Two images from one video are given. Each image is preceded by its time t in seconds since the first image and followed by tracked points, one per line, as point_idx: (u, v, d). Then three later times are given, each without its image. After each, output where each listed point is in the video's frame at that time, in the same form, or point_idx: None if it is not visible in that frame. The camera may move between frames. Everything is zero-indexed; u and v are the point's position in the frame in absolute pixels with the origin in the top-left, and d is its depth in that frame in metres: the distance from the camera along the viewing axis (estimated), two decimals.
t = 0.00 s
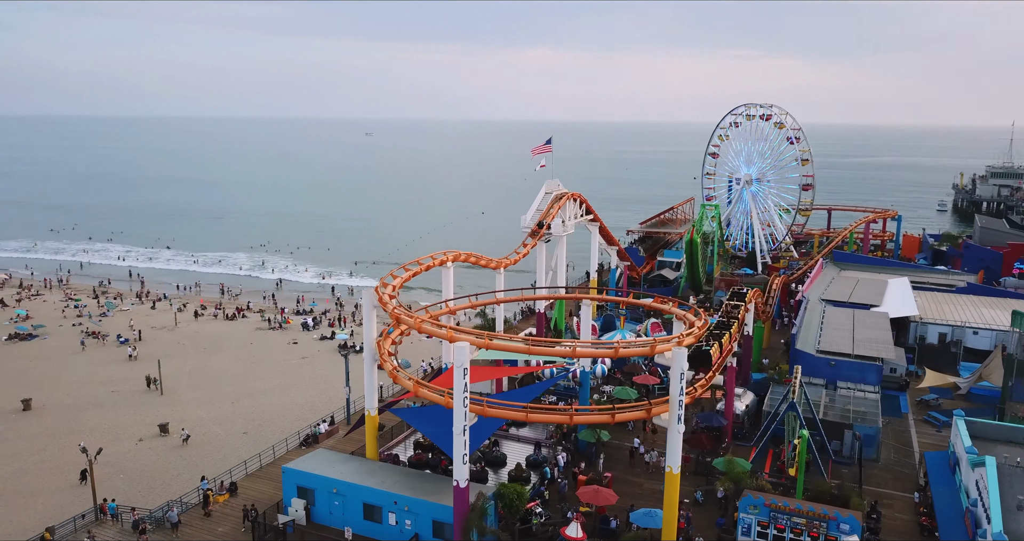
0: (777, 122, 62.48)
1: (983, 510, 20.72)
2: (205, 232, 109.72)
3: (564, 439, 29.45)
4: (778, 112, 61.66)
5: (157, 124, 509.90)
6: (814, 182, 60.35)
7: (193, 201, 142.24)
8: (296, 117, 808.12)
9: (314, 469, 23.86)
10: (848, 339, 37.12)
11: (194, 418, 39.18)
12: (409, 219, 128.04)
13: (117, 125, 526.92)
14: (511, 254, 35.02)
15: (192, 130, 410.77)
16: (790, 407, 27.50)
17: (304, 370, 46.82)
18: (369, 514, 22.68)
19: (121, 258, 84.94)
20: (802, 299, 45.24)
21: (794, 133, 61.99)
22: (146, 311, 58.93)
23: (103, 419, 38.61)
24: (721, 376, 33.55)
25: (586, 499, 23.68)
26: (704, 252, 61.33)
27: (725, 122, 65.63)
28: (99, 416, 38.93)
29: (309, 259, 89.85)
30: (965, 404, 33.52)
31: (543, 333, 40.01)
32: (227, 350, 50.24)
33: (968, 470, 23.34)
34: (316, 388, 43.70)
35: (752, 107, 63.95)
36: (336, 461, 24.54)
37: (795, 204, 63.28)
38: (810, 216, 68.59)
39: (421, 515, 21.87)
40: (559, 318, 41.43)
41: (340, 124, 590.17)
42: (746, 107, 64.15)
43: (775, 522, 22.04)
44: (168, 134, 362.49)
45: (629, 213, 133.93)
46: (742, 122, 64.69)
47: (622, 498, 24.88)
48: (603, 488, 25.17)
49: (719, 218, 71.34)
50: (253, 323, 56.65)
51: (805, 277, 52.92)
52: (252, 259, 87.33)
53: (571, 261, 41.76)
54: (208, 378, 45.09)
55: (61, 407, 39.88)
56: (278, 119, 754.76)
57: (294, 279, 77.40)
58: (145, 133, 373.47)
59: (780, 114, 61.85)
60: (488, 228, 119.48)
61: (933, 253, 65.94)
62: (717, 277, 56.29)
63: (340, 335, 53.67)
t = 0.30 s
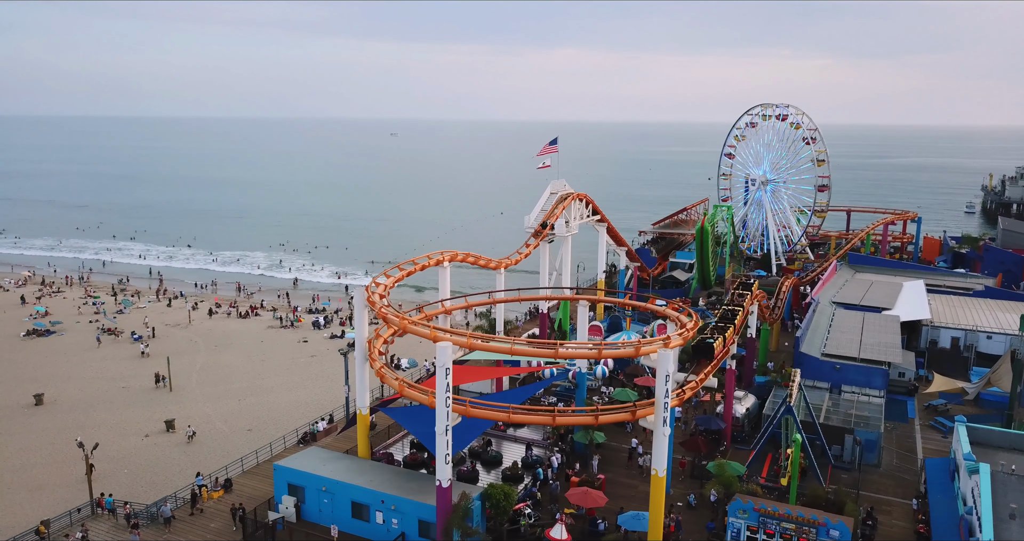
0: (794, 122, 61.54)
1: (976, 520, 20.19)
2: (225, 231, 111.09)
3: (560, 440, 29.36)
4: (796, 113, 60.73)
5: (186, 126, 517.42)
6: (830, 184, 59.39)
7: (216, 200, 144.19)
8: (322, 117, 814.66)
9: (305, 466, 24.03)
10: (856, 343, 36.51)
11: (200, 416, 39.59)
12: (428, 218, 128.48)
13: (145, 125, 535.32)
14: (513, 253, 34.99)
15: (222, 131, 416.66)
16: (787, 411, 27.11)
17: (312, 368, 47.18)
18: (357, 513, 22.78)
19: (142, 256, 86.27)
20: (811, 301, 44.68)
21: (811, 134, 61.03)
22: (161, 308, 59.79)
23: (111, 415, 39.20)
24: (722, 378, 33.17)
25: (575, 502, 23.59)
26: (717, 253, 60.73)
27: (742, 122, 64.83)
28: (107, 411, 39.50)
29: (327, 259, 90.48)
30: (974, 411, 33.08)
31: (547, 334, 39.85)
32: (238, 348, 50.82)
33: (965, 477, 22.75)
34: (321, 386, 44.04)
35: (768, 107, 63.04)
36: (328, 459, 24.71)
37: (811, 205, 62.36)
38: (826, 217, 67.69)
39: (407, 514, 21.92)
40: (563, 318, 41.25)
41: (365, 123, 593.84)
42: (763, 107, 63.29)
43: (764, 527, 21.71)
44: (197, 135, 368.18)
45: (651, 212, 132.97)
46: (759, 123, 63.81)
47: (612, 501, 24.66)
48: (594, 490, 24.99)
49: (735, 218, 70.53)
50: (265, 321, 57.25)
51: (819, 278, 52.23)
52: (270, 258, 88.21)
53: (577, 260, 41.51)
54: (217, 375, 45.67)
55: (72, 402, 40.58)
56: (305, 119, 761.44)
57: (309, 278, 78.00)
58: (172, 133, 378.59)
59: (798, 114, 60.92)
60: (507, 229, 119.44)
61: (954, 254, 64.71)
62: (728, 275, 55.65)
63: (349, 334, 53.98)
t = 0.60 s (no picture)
0: (801, 122, 60.96)
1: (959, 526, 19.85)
2: (237, 230, 112.11)
3: (550, 441, 29.22)
4: (803, 113, 60.15)
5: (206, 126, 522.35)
6: (837, 184, 58.77)
7: (230, 200, 145.63)
8: (340, 118, 819.07)
9: (289, 465, 24.09)
10: (855, 345, 36.08)
11: (198, 414, 39.89)
12: (440, 218, 128.75)
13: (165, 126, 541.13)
14: (507, 253, 34.88)
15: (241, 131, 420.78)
16: (776, 414, 26.83)
17: (312, 367, 47.43)
18: (339, 512, 22.81)
19: (153, 255, 87.23)
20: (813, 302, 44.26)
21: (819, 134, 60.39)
22: (168, 307, 60.42)
23: (111, 412, 39.60)
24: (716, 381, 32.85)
25: (558, 503, 23.50)
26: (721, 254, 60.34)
27: (750, 122, 64.42)
28: (107, 409, 39.89)
29: (336, 258, 90.91)
30: (975, 416, 32.43)
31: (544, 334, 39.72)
32: (240, 347, 51.16)
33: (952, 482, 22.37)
34: (320, 385, 44.25)
35: (776, 106, 62.55)
36: (313, 458, 24.78)
37: (818, 206, 61.76)
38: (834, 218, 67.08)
39: (386, 513, 21.92)
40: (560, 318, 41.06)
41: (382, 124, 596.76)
42: (771, 106, 62.79)
43: (745, 530, 21.56)
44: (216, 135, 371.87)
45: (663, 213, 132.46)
46: (766, 122, 63.35)
47: (596, 503, 24.52)
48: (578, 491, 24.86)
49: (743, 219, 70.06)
50: (270, 321, 57.57)
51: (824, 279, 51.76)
52: (279, 258, 88.71)
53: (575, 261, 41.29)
54: (218, 373, 46.01)
55: (74, 399, 41.10)
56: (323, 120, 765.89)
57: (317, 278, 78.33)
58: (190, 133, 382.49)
59: (805, 114, 60.34)
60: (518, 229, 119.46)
61: (964, 256, 63.91)
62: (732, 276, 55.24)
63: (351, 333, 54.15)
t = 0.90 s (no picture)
0: (800, 122, 60.58)
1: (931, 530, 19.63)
2: (240, 230, 112.52)
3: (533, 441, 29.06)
4: (802, 112, 59.80)
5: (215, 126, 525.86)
6: (836, 184, 58.34)
7: (235, 200, 146.21)
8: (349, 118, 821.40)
9: (265, 465, 24.11)
10: (845, 347, 35.70)
11: (189, 414, 39.99)
12: (443, 218, 128.77)
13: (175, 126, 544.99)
14: (495, 253, 34.73)
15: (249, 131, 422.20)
16: (757, 415, 26.55)
17: (305, 367, 47.47)
18: (313, 512, 22.79)
19: (155, 255, 87.65)
20: (806, 302, 43.86)
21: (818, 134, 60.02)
22: (166, 307, 60.66)
23: (101, 412, 39.75)
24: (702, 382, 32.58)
25: (533, 504, 23.37)
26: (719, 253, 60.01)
27: (749, 122, 64.09)
28: (98, 409, 40.07)
29: (337, 258, 91.08)
30: (965, 418, 31.88)
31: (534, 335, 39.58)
32: (236, 346, 51.32)
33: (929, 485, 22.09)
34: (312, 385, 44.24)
35: (775, 106, 62.18)
36: (290, 458, 24.77)
37: (817, 206, 61.37)
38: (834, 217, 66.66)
39: (359, 513, 21.89)
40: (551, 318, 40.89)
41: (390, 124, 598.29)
42: (769, 106, 62.41)
43: (719, 533, 21.41)
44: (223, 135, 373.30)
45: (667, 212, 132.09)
46: (766, 122, 63.02)
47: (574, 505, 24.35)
48: (556, 492, 24.74)
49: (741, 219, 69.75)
50: (266, 320, 57.69)
51: (820, 279, 51.36)
52: (281, 258, 88.98)
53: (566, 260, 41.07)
54: (211, 373, 46.04)
55: (67, 398, 41.30)
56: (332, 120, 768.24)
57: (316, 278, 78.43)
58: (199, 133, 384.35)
59: (804, 113, 59.97)
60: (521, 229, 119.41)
61: (965, 256, 63.33)
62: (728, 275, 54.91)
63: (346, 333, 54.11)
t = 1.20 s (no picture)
0: (804, 122, 60.06)
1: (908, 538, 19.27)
2: (249, 231, 113.24)
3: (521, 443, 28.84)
4: (806, 112, 59.31)
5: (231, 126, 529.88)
6: (839, 184, 57.77)
7: (245, 201, 147.24)
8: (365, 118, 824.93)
9: (245, 464, 24.15)
10: (840, 349, 35.32)
11: (184, 412, 40.22)
12: (452, 219, 128.88)
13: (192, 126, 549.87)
14: (485, 253, 34.71)
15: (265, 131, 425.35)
16: (740, 418, 26.31)
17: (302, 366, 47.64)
18: (291, 512, 22.79)
19: (163, 255, 88.40)
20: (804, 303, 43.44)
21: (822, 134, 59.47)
22: (169, 306, 61.14)
23: (98, 410, 40.08)
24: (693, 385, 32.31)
25: (512, 506, 23.23)
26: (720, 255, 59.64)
27: (753, 122, 63.62)
28: (95, 406, 40.43)
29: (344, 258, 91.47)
30: (960, 422, 31.50)
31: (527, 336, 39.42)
32: (236, 345, 51.61)
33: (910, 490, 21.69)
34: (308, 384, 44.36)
35: (779, 106, 61.66)
36: (271, 458, 24.79)
37: (821, 206, 60.84)
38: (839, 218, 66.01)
39: (334, 513, 21.86)
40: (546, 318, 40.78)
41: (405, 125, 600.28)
42: (773, 105, 61.93)
43: (695, 537, 21.20)
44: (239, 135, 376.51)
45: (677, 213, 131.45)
46: (770, 122, 62.54)
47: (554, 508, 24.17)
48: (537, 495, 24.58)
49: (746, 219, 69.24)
50: (267, 319, 57.97)
51: (821, 280, 50.84)
52: (287, 258, 89.45)
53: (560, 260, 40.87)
54: (209, 372, 46.28)
55: (65, 395, 41.69)
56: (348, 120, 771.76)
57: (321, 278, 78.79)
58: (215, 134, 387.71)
59: (808, 113, 59.47)
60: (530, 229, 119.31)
61: (973, 258, 62.47)
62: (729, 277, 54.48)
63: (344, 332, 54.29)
